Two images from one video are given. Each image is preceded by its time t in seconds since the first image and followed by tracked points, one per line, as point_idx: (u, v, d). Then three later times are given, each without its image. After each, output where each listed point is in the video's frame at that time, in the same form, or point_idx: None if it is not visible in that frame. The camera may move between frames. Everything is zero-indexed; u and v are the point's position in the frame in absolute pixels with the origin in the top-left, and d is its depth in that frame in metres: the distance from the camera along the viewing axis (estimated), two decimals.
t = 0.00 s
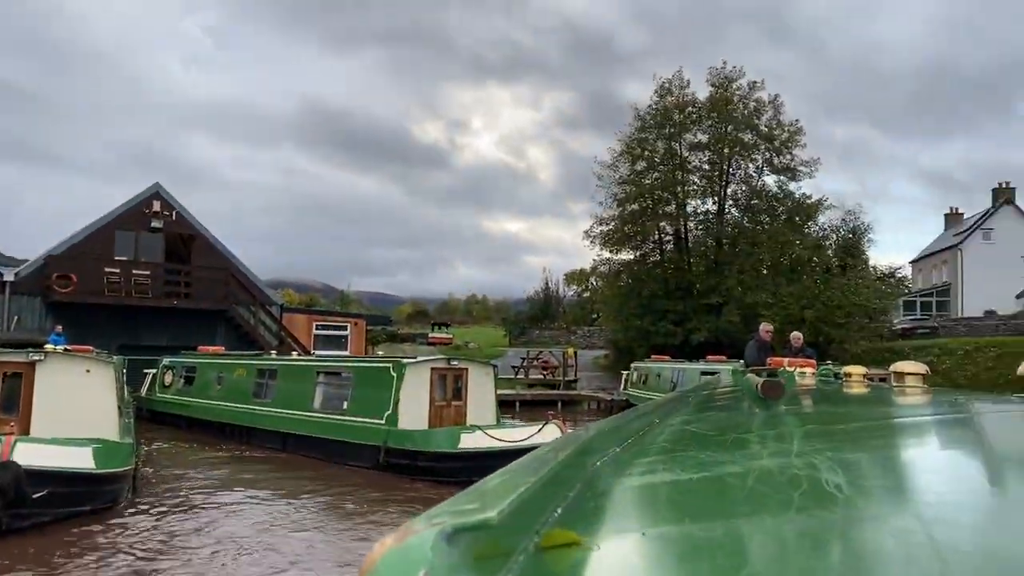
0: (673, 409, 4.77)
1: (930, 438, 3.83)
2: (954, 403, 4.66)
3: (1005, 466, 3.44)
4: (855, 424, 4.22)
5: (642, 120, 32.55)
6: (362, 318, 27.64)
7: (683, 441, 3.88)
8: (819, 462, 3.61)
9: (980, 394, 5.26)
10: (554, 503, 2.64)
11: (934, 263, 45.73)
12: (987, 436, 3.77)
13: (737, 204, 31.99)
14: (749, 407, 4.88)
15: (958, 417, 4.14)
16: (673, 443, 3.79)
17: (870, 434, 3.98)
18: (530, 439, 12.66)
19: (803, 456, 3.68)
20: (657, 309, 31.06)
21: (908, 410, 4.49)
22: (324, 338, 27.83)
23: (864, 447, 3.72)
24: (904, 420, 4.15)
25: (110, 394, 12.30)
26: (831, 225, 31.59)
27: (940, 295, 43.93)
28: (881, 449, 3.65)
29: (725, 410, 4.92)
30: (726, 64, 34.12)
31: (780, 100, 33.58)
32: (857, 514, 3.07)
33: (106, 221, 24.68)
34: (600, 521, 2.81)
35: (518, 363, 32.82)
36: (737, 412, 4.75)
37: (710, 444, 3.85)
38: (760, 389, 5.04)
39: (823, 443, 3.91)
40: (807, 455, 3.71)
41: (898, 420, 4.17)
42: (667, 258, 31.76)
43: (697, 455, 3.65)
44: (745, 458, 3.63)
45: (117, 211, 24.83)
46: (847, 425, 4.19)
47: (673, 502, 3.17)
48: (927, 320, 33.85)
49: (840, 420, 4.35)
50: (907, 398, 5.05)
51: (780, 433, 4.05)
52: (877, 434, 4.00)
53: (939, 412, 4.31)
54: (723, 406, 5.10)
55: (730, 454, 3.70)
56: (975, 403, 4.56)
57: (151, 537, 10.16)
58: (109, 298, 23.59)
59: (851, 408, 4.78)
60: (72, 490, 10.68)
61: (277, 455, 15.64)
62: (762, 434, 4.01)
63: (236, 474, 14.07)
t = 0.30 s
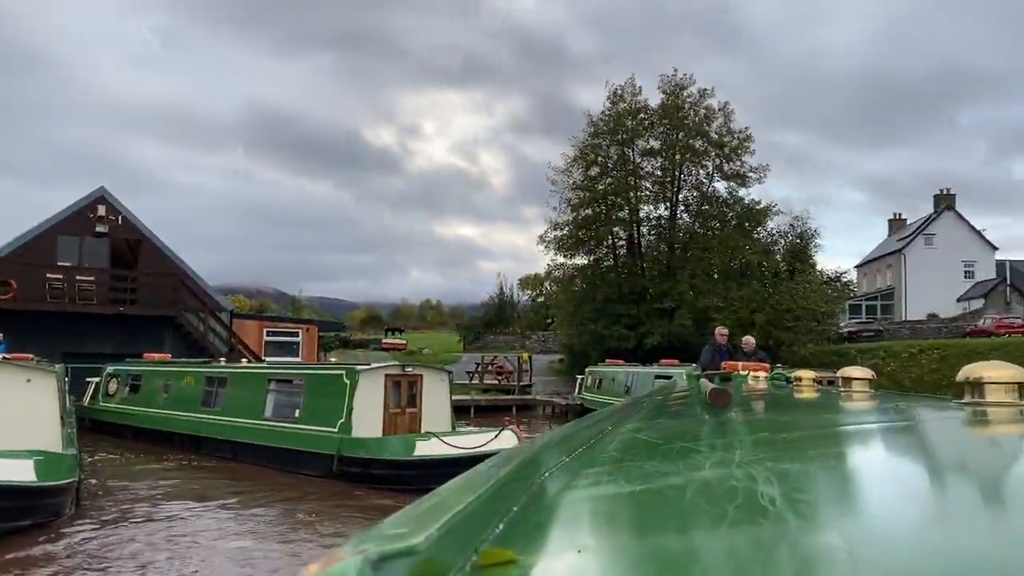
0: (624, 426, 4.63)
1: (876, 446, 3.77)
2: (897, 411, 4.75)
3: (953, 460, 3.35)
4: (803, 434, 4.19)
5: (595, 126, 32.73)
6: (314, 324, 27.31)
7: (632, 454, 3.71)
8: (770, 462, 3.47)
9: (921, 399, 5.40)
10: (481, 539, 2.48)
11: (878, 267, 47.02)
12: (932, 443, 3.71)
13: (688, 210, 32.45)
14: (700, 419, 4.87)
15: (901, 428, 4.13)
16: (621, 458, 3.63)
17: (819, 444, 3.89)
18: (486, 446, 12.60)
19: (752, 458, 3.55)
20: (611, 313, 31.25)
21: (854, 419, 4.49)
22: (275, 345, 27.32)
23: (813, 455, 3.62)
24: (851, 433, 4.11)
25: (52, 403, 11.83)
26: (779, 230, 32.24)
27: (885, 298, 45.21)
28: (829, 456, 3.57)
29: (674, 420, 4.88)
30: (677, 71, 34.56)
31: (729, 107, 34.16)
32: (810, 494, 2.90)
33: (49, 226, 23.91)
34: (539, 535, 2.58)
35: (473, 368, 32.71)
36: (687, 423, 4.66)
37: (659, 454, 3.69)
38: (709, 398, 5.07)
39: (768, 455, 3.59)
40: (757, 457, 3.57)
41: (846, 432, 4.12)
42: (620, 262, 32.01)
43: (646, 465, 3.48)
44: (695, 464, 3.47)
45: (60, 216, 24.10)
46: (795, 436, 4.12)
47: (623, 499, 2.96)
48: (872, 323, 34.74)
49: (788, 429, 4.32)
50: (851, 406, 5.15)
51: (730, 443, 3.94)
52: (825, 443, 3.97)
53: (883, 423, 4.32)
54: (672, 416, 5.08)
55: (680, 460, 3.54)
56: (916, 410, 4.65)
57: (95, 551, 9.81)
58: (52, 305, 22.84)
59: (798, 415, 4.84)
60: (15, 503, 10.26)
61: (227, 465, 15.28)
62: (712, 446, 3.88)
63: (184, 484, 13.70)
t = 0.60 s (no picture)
0: (591, 445, 4.30)
1: (847, 468, 3.39)
2: (859, 429, 4.49)
3: (930, 475, 3.03)
4: (767, 453, 3.85)
5: (561, 131, 32.79)
6: (278, 331, 26.82)
7: (597, 475, 3.39)
8: (734, 480, 3.13)
9: (882, 411, 5.31)
10: (450, 548, 2.13)
11: (839, 272, 47.85)
12: (904, 460, 3.40)
13: (654, 215, 32.69)
14: (665, 434, 4.64)
15: (867, 449, 3.83)
16: (583, 479, 3.30)
17: (788, 462, 3.56)
18: (455, 454, 12.51)
19: (717, 476, 3.22)
20: (577, 318, 31.32)
21: (820, 441, 4.20)
22: (238, 352, 26.85)
23: (781, 473, 3.30)
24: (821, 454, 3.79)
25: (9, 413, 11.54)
26: (743, 235, 32.62)
27: (846, 302, 46.02)
28: (795, 476, 3.27)
29: (639, 437, 4.61)
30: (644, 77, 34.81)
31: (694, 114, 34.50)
32: (775, 517, 2.48)
33: (3, 230, 23.18)
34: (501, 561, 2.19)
35: (440, 374, 32.54)
36: (652, 442, 4.35)
37: (624, 474, 3.37)
38: (674, 411, 5.01)
39: (727, 476, 3.20)
40: (722, 475, 3.24)
41: (815, 454, 3.80)
42: (586, 267, 32.10)
43: (608, 484, 3.15)
44: (659, 483, 3.12)
45: (15, 220, 23.37)
46: (761, 455, 3.79)
47: (581, 518, 2.60)
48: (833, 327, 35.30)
49: (753, 446, 4.03)
50: (813, 421, 4.95)
51: (695, 461, 3.60)
52: (791, 462, 3.69)
53: (849, 442, 4.06)
54: (635, 431, 4.86)
55: (642, 479, 3.20)
56: (877, 424, 4.56)
57: (52, 565, 9.50)
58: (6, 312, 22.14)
59: (761, 429, 4.77)
60: None
61: (188, 474, 14.96)
62: (679, 465, 3.55)
63: (143, 496, 13.37)
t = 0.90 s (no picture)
0: (566, 462, 3.93)
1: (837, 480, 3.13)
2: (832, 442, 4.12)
3: (926, 497, 2.68)
4: (747, 465, 3.59)
5: (538, 136, 32.82)
6: (253, 336, 26.48)
7: (571, 490, 3.08)
8: (712, 499, 2.76)
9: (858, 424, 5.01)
10: None
11: (814, 276, 48.34)
12: (894, 477, 3.06)
13: (631, 220, 32.84)
14: (642, 450, 4.27)
15: (852, 459, 3.57)
16: (551, 497, 2.94)
17: (766, 477, 3.20)
18: (434, 462, 12.39)
19: (692, 493, 2.86)
20: (555, 323, 31.35)
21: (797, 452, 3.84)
22: (211, 357, 26.44)
23: (762, 490, 2.93)
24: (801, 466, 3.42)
25: None
26: (719, 240, 32.81)
27: (820, 306, 46.49)
28: (781, 490, 2.98)
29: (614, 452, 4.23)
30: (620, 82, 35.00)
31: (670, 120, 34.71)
32: (762, 547, 2.20)
33: None
34: None
35: (417, 379, 32.38)
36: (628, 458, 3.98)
37: (597, 490, 3.06)
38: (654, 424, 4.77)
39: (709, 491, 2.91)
40: (697, 493, 2.88)
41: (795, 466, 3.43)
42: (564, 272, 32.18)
43: (576, 505, 2.79)
44: (628, 503, 2.75)
45: None
46: (742, 468, 3.42)
47: (550, 544, 2.30)
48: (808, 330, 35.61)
49: (733, 459, 3.66)
50: (789, 434, 4.61)
51: (669, 478, 3.25)
52: (773, 475, 3.39)
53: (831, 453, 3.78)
54: (609, 447, 4.50)
55: (617, 498, 2.88)
56: (853, 438, 4.29)
57: None
58: None
59: (740, 439, 4.50)
60: None
61: (161, 483, 14.71)
62: (654, 481, 3.20)
63: (114, 505, 13.11)
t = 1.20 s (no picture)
0: (542, 487, 3.68)
1: (831, 501, 2.87)
2: (808, 463, 3.81)
3: (923, 523, 2.42)
4: (732, 486, 3.32)
5: (523, 141, 32.81)
6: (235, 342, 25.63)
7: (546, 519, 2.79)
8: (691, 527, 2.50)
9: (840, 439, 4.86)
10: None
11: (797, 280, 48.64)
12: (883, 499, 2.80)
13: (615, 225, 32.94)
14: (621, 472, 4.02)
15: (843, 478, 3.31)
16: (518, 526, 2.67)
17: (747, 500, 2.94)
18: (421, 469, 12.18)
19: (669, 520, 2.59)
20: (540, 328, 31.35)
21: (777, 472, 3.58)
22: (194, 363, 26.00)
23: (742, 515, 2.66)
24: (784, 487, 3.16)
25: None
26: (704, 245, 32.89)
27: (803, 311, 46.78)
28: (773, 513, 2.71)
29: (593, 475, 3.99)
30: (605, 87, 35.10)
31: (654, 125, 34.82)
32: None
33: None
34: None
35: (401, 384, 32.24)
36: (607, 482, 3.73)
37: (575, 517, 2.78)
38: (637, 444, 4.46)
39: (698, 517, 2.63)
40: (673, 520, 2.61)
41: (778, 486, 3.18)
42: (549, 276, 32.18)
43: (542, 534, 2.53)
44: (598, 532, 2.49)
45: None
46: (724, 490, 3.15)
47: None
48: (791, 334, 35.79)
49: (713, 481, 3.39)
50: (768, 451, 4.31)
51: (647, 502, 2.98)
52: (761, 495, 3.12)
53: (820, 472, 3.53)
54: (587, 470, 4.26)
55: (597, 526, 2.59)
56: (832, 458, 3.96)
57: None
58: None
59: (723, 457, 4.26)
60: None
61: (143, 491, 14.52)
62: (628, 507, 2.94)
63: (94, 514, 12.92)
